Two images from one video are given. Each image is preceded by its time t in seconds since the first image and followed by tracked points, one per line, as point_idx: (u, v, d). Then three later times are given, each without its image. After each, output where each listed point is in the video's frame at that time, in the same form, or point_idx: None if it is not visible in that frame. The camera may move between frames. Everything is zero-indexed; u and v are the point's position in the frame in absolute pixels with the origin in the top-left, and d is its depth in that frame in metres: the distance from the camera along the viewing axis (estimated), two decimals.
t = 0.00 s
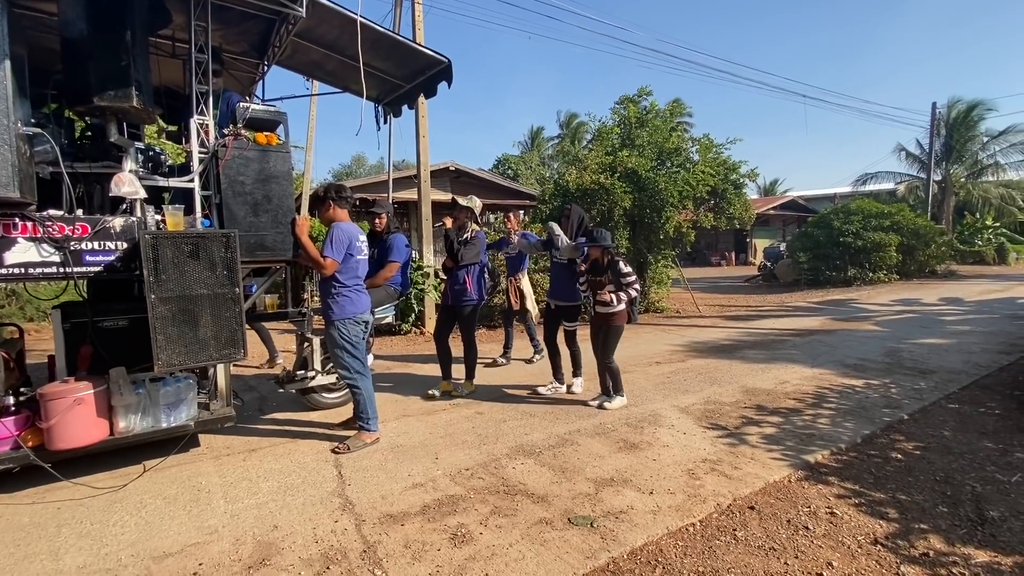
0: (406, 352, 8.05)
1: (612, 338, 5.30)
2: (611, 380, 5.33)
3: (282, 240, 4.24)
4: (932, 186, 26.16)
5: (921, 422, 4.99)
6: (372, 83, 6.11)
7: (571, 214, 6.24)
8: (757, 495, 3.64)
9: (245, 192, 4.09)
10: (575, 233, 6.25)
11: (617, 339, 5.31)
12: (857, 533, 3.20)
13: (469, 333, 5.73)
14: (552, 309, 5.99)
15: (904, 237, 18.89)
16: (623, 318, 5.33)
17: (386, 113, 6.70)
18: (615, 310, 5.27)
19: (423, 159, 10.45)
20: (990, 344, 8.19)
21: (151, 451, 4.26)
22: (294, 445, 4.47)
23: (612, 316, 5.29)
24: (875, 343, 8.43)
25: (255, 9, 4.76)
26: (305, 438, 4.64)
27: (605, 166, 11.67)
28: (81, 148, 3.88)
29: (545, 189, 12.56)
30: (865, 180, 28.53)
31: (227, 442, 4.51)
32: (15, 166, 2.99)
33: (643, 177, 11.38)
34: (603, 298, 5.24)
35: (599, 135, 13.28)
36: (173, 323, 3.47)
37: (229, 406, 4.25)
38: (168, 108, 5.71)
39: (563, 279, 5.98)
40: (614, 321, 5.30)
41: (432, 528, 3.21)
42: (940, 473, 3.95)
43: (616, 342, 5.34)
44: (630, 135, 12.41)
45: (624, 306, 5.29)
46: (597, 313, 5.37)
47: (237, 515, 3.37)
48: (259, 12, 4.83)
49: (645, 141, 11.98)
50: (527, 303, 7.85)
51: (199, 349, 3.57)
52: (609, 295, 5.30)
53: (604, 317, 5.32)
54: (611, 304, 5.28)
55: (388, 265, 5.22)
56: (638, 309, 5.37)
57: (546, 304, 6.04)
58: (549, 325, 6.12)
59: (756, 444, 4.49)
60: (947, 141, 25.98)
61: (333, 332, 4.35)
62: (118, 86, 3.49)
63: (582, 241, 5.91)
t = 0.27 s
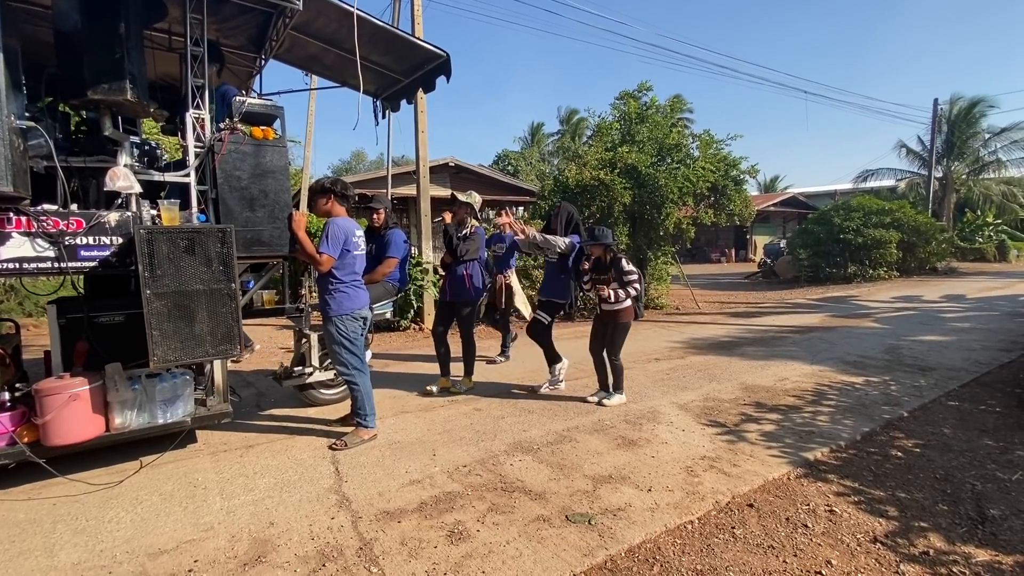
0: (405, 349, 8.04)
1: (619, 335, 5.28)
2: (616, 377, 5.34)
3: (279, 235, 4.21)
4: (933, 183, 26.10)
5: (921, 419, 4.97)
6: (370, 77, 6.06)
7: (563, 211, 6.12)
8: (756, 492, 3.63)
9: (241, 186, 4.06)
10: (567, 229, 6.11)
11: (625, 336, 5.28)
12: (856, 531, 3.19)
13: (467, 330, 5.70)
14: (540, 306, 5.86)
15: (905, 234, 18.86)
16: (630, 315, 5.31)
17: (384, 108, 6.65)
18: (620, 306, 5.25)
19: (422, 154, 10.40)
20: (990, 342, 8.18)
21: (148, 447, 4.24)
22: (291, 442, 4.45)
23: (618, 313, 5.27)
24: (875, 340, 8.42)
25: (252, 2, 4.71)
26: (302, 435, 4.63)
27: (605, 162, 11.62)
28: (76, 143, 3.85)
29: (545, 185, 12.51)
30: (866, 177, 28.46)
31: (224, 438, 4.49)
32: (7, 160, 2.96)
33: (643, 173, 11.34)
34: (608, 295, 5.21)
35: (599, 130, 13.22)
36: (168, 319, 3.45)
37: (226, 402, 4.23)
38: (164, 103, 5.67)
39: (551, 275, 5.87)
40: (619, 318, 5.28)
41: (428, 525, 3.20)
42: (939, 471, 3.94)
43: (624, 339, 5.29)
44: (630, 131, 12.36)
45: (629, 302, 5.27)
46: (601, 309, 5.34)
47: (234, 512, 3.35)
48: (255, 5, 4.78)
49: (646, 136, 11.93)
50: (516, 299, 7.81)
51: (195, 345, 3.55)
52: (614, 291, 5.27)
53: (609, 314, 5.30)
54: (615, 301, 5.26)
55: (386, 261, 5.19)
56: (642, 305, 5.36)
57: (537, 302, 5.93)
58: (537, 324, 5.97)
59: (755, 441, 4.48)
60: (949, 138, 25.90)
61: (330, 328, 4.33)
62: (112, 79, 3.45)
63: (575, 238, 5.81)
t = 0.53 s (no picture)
0: (406, 345, 8.04)
1: (618, 331, 5.26)
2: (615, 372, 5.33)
3: (279, 231, 4.21)
4: (938, 179, 25.93)
5: (923, 417, 4.95)
6: (371, 72, 6.03)
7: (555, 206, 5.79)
8: (757, 489, 3.62)
9: (241, 182, 4.05)
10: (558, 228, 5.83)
11: (624, 331, 5.27)
12: (856, 528, 3.18)
13: (467, 326, 5.70)
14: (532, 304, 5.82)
15: (909, 230, 18.75)
16: (629, 309, 5.27)
17: (385, 103, 6.63)
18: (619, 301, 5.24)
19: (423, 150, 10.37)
20: (994, 339, 8.13)
21: (149, 442, 4.26)
22: (291, 437, 4.47)
23: (618, 307, 5.25)
24: (878, 337, 8.39)
25: None
26: (302, 430, 4.64)
27: (607, 158, 11.58)
28: (76, 137, 3.84)
29: (547, 181, 12.47)
30: (869, 173, 28.30)
31: (224, 433, 4.51)
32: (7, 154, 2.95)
33: (645, 169, 11.28)
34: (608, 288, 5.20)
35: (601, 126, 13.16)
36: (168, 314, 3.45)
37: (227, 397, 4.24)
38: (164, 98, 5.66)
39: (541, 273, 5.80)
40: (618, 313, 5.26)
41: (428, 521, 3.20)
42: (941, 469, 3.92)
43: (623, 335, 5.28)
44: (632, 127, 12.30)
45: (628, 297, 5.25)
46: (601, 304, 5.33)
47: (234, 507, 3.36)
48: None
49: (647, 132, 11.87)
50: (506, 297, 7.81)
51: (195, 340, 3.55)
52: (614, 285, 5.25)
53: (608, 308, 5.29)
54: (614, 295, 5.24)
55: (386, 256, 5.18)
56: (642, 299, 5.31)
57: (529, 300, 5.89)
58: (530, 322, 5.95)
59: (755, 438, 4.47)
60: (954, 134, 25.72)
61: (330, 323, 4.33)
62: (111, 74, 3.44)
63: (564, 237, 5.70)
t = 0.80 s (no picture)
0: (408, 340, 8.06)
1: (609, 328, 5.25)
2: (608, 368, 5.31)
3: (280, 225, 4.21)
4: (946, 174, 25.64)
5: (927, 414, 4.92)
6: (372, 66, 6.01)
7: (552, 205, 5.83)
8: (757, 486, 3.61)
9: (242, 176, 4.05)
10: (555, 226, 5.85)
11: (614, 329, 5.25)
12: (857, 525, 3.16)
13: (468, 321, 5.70)
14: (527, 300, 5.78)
15: (916, 227, 18.59)
16: (625, 309, 5.26)
17: (387, 97, 6.61)
18: (616, 298, 5.21)
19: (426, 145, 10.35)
20: (1002, 336, 8.05)
21: (153, 435, 4.29)
22: (293, 431, 4.49)
23: (613, 306, 5.23)
24: (882, 333, 8.33)
25: None
26: (304, 424, 4.66)
27: (610, 153, 11.51)
28: (79, 132, 3.85)
29: (550, 176, 12.42)
30: (877, 168, 28.02)
31: (227, 427, 4.53)
32: (8, 149, 2.96)
33: (649, 164, 11.21)
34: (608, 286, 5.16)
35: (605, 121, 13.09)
36: (170, 308, 3.47)
37: (228, 391, 4.26)
38: (166, 93, 5.66)
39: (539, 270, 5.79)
40: (613, 311, 5.23)
41: (427, 515, 3.21)
42: (945, 466, 3.89)
43: (612, 332, 5.27)
44: (636, 121, 12.22)
45: (626, 296, 5.23)
46: (598, 301, 5.31)
47: (235, 500, 3.39)
48: None
49: (652, 127, 11.79)
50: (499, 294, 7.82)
51: (196, 334, 3.57)
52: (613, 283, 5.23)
53: (604, 306, 5.26)
54: (613, 295, 5.22)
55: (387, 251, 5.18)
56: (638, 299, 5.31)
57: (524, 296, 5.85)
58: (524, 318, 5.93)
59: (757, 434, 4.45)
60: (963, 129, 25.41)
61: (331, 318, 4.33)
62: (111, 68, 3.44)
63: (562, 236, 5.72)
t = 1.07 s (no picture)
0: (413, 335, 8.07)
1: (618, 324, 5.21)
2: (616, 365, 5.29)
3: (285, 221, 4.22)
4: (958, 170, 25.29)
5: (936, 412, 4.86)
6: (377, 61, 6.00)
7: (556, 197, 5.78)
8: (763, 483, 3.59)
9: (247, 172, 4.06)
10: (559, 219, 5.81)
11: (625, 325, 5.20)
12: (864, 524, 3.14)
13: (473, 317, 5.70)
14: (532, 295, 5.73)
15: (926, 223, 18.36)
16: (630, 303, 5.24)
17: (392, 92, 6.60)
18: (622, 293, 5.18)
19: (432, 141, 10.34)
20: (1013, 334, 7.94)
21: (160, 429, 4.33)
22: (298, 426, 4.51)
23: (618, 301, 5.20)
24: (892, 331, 8.24)
25: None
26: (309, 419, 4.68)
27: (617, 148, 11.44)
28: (86, 128, 3.88)
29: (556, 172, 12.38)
30: (887, 164, 27.67)
31: (233, 421, 4.56)
32: (16, 145, 2.98)
33: (656, 159, 11.13)
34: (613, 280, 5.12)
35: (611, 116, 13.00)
36: (176, 303, 3.49)
37: (235, 385, 4.29)
38: (172, 88, 5.68)
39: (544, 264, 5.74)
40: (619, 306, 5.21)
41: (431, 510, 3.22)
42: (954, 465, 3.85)
43: (622, 328, 5.23)
44: (643, 117, 12.13)
45: (632, 291, 5.20)
46: (603, 296, 5.27)
47: (240, 493, 3.41)
48: None
49: (658, 122, 11.70)
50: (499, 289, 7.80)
51: (202, 329, 3.59)
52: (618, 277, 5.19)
53: (611, 301, 5.23)
54: (617, 288, 5.19)
55: (392, 246, 5.18)
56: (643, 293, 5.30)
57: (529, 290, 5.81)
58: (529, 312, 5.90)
59: (763, 432, 4.42)
60: (976, 124, 25.03)
61: (337, 314, 4.34)
62: (117, 64, 3.45)
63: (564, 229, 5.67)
